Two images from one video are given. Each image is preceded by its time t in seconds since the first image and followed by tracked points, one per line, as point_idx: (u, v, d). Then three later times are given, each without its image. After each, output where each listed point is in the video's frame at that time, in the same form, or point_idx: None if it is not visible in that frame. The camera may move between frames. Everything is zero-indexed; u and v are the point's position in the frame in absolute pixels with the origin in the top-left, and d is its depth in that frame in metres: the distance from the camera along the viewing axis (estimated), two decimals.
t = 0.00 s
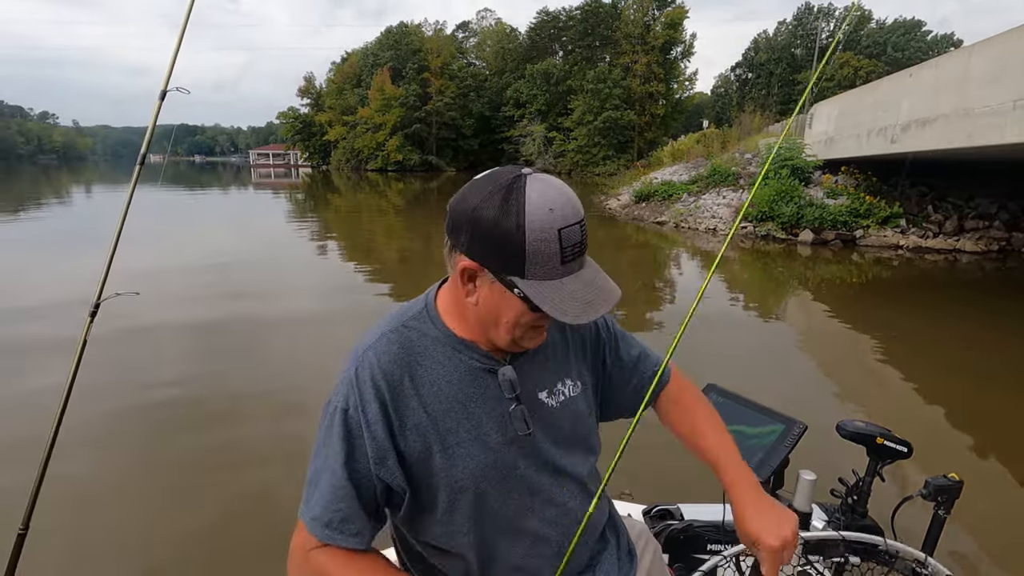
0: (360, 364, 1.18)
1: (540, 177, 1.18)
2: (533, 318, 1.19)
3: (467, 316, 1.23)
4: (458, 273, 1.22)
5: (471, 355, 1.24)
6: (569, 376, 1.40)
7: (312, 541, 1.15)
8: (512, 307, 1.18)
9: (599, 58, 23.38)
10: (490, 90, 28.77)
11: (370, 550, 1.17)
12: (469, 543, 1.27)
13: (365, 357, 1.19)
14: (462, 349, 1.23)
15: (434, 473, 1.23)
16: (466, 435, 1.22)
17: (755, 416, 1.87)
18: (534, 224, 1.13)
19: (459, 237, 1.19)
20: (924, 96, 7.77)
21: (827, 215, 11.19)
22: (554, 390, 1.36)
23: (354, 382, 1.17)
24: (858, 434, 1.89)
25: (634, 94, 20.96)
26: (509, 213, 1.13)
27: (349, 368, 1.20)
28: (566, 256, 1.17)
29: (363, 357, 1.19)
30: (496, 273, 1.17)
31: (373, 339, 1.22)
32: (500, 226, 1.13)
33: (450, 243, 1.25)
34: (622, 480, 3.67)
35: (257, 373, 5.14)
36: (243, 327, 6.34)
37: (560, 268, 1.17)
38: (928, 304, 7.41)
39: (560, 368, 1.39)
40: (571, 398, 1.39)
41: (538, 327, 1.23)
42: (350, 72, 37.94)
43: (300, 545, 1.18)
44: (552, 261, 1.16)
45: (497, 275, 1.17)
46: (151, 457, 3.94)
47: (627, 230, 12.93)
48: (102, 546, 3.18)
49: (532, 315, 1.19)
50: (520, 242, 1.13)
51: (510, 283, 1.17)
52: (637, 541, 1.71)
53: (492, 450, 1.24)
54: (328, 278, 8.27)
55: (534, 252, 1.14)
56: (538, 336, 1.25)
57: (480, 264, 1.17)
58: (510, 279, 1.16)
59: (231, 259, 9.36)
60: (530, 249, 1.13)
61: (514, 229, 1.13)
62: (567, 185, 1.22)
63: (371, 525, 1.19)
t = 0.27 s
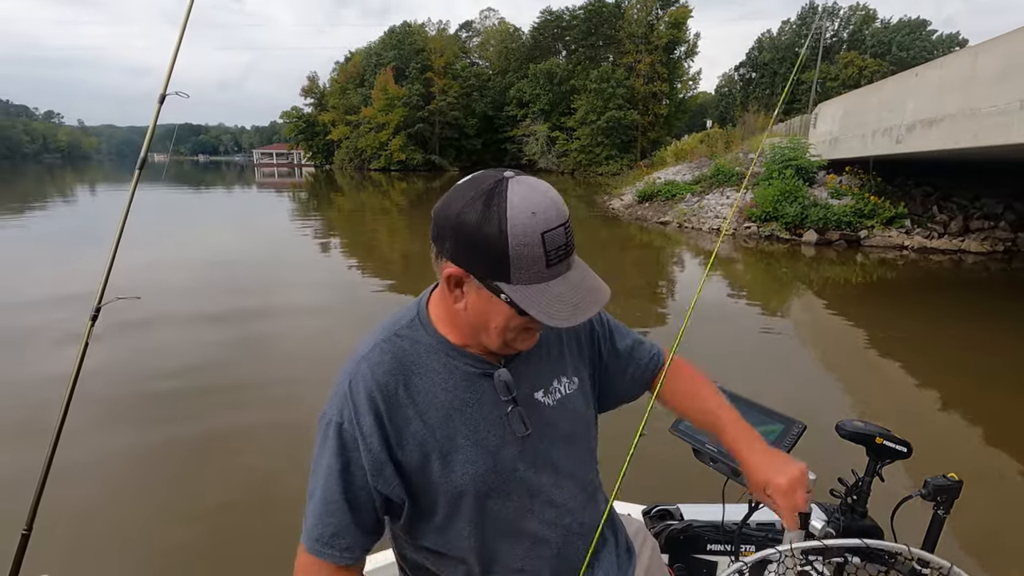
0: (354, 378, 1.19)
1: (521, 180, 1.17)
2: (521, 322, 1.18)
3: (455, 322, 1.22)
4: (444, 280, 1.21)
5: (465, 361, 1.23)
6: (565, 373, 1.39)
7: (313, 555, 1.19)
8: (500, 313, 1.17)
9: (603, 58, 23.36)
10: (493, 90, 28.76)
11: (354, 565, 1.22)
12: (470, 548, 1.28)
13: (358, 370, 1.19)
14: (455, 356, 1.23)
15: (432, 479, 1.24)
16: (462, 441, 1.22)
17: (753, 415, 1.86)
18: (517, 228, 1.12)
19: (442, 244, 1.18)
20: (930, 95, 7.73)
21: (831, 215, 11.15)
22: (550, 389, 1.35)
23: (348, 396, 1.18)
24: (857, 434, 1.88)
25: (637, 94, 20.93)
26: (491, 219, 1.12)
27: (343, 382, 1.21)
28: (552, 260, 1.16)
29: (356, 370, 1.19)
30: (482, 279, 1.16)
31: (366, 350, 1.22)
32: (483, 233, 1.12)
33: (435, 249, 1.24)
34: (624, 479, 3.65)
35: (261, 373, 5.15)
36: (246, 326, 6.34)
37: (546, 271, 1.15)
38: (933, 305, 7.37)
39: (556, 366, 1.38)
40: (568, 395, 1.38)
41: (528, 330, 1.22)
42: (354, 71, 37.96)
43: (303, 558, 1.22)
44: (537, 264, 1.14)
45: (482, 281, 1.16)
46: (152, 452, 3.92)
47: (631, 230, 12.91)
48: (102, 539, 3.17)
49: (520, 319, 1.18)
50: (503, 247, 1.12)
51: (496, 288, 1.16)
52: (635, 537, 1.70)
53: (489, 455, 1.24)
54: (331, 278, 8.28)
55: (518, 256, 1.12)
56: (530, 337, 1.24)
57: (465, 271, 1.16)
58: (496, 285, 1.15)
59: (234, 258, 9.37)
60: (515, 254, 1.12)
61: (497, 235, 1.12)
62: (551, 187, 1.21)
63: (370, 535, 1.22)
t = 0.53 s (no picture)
0: (362, 403, 1.16)
1: (508, 177, 1.15)
2: (520, 322, 1.17)
3: (452, 327, 1.20)
4: (438, 286, 1.19)
5: (470, 368, 1.21)
6: (567, 367, 1.39)
7: None
8: (500, 314, 1.16)
9: (605, 54, 23.28)
10: (495, 86, 28.68)
11: None
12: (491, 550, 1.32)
13: (365, 394, 1.16)
14: (457, 364, 1.20)
15: (447, 490, 1.24)
16: (476, 450, 1.23)
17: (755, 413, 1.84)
18: (508, 227, 1.10)
19: (433, 250, 1.16)
20: (936, 92, 7.68)
21: (835, 213, 11.13)
22: (553, 385, 1.35)
23: (357, 422, 1.15)
24: (859, 433, 1.87)
25: (640, 90, 20.86)
26: (481, 221, 1.10)
27: (350, 407, 1.18)
28: (546, 256, 1.14)
29: (362, 394, 1.16)
30: (477, 282, 1.14)
31: (368, 371, 1.19)
32: (474, 235, 1.10)
33: (426, 255, 1.21)
34: (627, 478, 3.66)
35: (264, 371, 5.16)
36: (250, 324, 6.36)
37: (542, 268, 1.14)
38: (937, 303, 7.35)
39: (556, 361, 1.38)
40: (571, 390, 1.39)
41: (528, 328, 1.20)
42: (355, 67, 37.89)
43: None
44: (533, 263, 1.13)
45: (478, 283, 1.14)
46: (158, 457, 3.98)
47: (633, 227, 12.91)
48: (112, 546, 3.24)
49: (519, 319, 1.17)
50: (496, 249, 1.10)
51: (493, 290, 1.14)
52: (637, 535, 1.75)
53: (501, 461, 1.25)
54: (334, 275, 8.29)
55: (512, 256, 1.10)
56: (531, 336, 1.23)
57: (460, 275, 1.14)
58: (492, 287, 1.13)
59: (238, 255, 9.40)
60: (509, 254, 1.10)
61: (490, 237, 1.10)
62: (539, 182, 1.19)
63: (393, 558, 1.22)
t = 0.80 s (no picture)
0: (360, 412, 1.15)
1: (495, 175, 1.16)
2: (515, 317, 1.17)
3: (447, 327, 1.20)
4: (431, 286, 1.19)
5: (464, 371, 1.21)
6: (556, 365, 1.41)
7: None
8: (495, 310, 1.16)
9: (611, 58, 23.32)
10: (501, 91, 28.77)
11: None
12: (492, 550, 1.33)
13: (363, 403, 1.15)
14: (451, 367, 1.21)
15: (447, 494, 1.24)
16: (476, 452, 1.23)
17: (752, 416, 1.85)
18: (500, 223, 1.10)
19: (426, 250, 1.16)
20: (943, 95, 7.65)
21: (842, 216, 11.08)
22: (543, 384, 1.36)
23: (357, 432, 1.14)
24: (857, 435, 1.86)
25: (646, 94, 20.86)
26: (473, 217, 1.10)
27: (347, 417, 1.16)
28: (537, 249, 1.15)
29: (360, 404, 1.15)
30: (471, 279, 1.13)
31: (365, 379, 1.18)
32: (468, 231, 1.10)
33: (417, 258, 1.21)
34: (628, 479, 3.64)
35: (269, 373, 5.19)
36: (256, 326, 6.39)
37: (534, 260, 1.15)
38: (945, 308, 7.29)
39: (545, 359, 1.39)
40: (561, 388, 1.40)
41: (524, 323, 1.20)
42: (362, 72, 38.10)
43: None
44: (525, 255, 1.14)
45: (472, 280, 1.14)
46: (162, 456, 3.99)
47: (638, 231, 12.89)
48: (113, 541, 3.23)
49: (514, 313, 1.17)
50: (489, 244, 1.10)
51: (486, 286, 1.14)
52: (627, 532, 1.79)
53: (499, 462, 1.26)
54: (339, 278, 8.32)
55: (505, 249, 1.11)
56: (526, 333, 1.23)
57: (453, 273, 1.14)
58: (486, 283, 1.13)
59: (244, 258, 9.45)
60: (502, 248, 1.11)
61: (483, 232, 1.10)
62: (526, 179, 1.20)
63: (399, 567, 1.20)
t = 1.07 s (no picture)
0: (367, 400, 1.15)
1: (500, 166, 1.17)
2: (518, 307, 1.16)
3: (450, 317, 1.19)
4: (434, 275, 1.18)
5: (465, 365, 1.22)
6: (553, 362, 1.42)
7: None
8: (498, 300, 1.15)
9: (613, 58, 23.31)
10: (503, 90, 28.79)
11: None
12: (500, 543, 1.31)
13: (369, 392, 1.15)
14: (453, 359, 1.21)
15: (456, 483, 1.23)
16: (481, 442, 1.23)
17: (754, 415, 1.85)
18: (505, 212, 1.11)
19: (430, 239, 1.15)
20: (947, 95, 7.63)
21: (845, 216, 11.07)
22: (541, 380, 1.37)
23: (366, 418, 1.14)
24: (858, 434, 1.86)
25: (648, 93, 20.85)
26: (480, 206, 1.10)
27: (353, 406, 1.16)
28: (540, 239, 1.15)
29: (366, 392, 1.15)
30: (476, 268, 1.13)
31: (369, 370, 1.18)
32: (474, 219, 1.10)
33: (420, 248, 1.21)
34: (631, 478, 3.64)
35: (272, 372, 5.20)
36: (258, 325, 6.40)
37: (538, 250, 1.15)
38: (949, 308, 7.28)
39: (542, 356, 1.40)
40: (557, 385, 1.41)
41: (526, 314, 1.20)
42: (364, 71, 38.10)
43: None
44: (530, 244, 1.14)
45: (476, 268, 1.13)
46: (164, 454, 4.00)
47: (640, 230, 12.89)
48: (117, 538, 3.24)
49: (517, 303, 1.17)
50: (494, 231, 1.10)
51: (490, 275, 1.13)
52: (629, 533, 1.79)
53: (502, 453, 1.26)
54: (341, 277, 8.33)
55: (510, 238, 1.11)
56: (527, 325, 1.23)
57: (457, 262, 1.13)
58: (491, 271, 1.13)
59: (247, 257, 9.47)
60: (506, 237, 1.11)
61: (489, 221, 1.10)
62: (530, 170, 1.21)
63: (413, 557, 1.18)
